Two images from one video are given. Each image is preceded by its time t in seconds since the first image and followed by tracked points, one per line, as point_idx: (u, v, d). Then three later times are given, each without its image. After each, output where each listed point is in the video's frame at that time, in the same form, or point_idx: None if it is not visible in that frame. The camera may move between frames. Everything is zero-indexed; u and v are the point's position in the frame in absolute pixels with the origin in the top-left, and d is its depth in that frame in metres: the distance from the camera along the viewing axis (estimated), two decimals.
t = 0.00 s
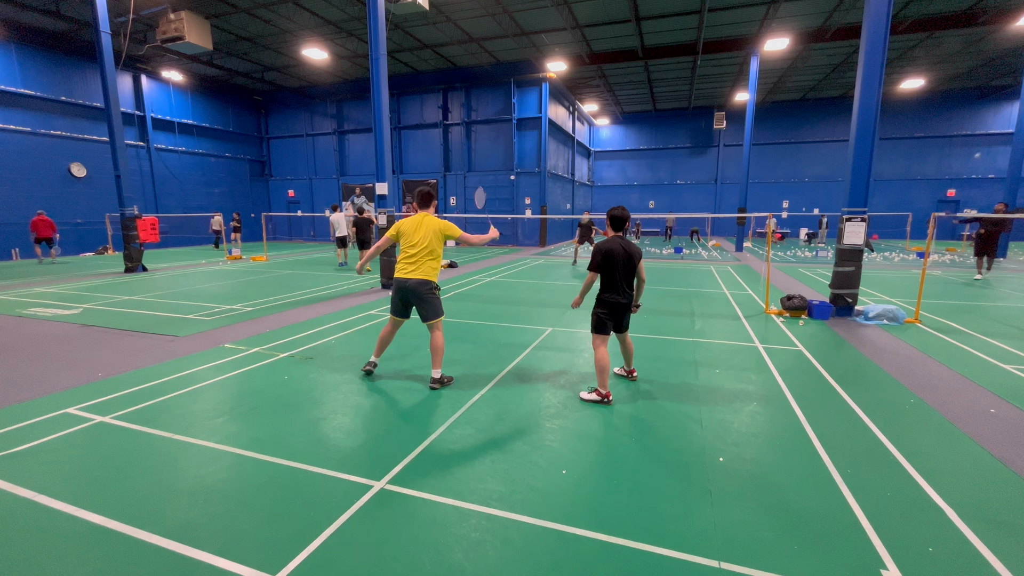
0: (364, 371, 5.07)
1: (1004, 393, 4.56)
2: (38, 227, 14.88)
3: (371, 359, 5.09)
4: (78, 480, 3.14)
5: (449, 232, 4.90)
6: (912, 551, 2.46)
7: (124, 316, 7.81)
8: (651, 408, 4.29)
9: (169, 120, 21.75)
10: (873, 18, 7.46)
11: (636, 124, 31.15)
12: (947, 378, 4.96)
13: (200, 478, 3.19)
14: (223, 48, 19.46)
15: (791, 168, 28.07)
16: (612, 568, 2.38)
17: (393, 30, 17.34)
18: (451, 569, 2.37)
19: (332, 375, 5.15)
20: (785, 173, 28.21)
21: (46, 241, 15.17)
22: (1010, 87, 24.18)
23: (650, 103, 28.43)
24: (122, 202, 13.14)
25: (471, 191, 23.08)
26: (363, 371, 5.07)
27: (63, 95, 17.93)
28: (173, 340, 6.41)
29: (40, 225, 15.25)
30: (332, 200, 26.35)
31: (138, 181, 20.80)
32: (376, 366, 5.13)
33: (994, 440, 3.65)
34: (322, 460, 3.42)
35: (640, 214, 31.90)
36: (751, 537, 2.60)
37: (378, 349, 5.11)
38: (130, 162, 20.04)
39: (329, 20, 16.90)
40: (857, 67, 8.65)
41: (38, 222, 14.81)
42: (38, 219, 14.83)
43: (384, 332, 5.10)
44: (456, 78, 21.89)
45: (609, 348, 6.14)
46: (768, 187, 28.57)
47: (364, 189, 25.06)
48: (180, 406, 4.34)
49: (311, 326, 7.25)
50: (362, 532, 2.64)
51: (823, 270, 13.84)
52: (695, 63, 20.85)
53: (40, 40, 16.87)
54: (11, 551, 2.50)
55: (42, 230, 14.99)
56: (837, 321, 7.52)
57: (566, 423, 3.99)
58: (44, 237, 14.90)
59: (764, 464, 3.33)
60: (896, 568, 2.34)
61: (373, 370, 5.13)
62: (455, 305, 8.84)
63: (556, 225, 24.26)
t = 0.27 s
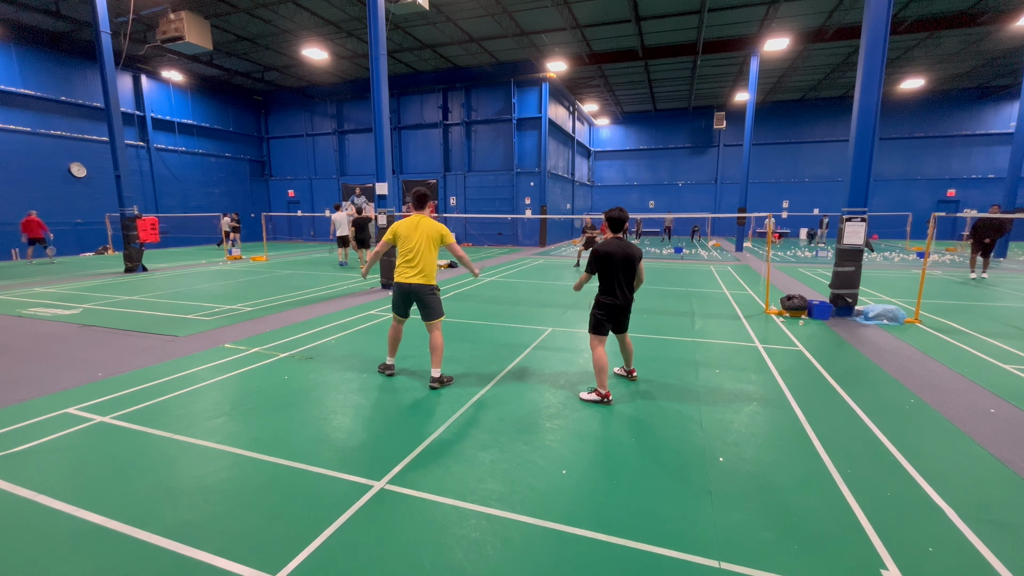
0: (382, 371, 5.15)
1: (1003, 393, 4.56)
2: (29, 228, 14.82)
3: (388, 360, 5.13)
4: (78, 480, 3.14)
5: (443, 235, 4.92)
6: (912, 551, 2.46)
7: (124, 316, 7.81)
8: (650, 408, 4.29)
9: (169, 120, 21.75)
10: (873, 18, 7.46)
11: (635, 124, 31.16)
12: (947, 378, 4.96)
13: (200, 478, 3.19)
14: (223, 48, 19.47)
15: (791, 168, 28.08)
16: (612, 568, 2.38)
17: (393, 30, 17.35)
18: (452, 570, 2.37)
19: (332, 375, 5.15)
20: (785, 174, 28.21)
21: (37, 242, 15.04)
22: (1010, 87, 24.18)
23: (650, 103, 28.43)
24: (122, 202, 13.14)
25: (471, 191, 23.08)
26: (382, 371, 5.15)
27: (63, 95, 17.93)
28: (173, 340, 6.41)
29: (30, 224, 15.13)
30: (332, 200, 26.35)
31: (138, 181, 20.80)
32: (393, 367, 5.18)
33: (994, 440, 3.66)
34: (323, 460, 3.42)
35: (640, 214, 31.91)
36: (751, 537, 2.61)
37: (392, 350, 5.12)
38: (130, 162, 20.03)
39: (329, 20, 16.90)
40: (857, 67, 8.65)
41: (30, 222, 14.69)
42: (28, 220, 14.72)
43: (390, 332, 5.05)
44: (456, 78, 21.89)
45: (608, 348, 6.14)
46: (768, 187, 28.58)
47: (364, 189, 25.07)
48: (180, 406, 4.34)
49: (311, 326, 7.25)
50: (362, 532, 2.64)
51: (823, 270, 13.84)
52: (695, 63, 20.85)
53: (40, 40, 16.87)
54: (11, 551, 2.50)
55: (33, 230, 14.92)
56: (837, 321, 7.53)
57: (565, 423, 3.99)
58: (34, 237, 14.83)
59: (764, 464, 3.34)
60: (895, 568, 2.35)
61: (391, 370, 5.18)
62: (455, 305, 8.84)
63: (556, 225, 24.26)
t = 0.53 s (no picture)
0: (382, 372, 5.13)
1: (1004, 393, 4.56)
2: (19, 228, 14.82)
3: (388, 361, 5.10)
4: (78, 480, 3.14)
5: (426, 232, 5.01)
6: (912, 551, 2.46)
7: (124, 316, 7.81)
8: (650, 408, 4.29)
9: (169, 120, 21.75)
10: (873, 18, 7.46)
11: (636, 124, 31.15)
12: (947, 378, 4.95)
13: (200, 478, 3.18)
14: (223, 48, 19.47)
15: (791, 168, 28.08)
16: (612, 568, 2.38)
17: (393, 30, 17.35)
18: (451, 569, 2.37)
19: (332, 375, 5.15)
20: (785, 174, 28.21)
21: (26, 241, 15.01)
22: (1010, 87, 24.17)
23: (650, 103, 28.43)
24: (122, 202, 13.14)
25: (471, 191, 23.08)
26: (382, 372, 5.12)
27: (63, 95, 17.93)
28: (173, 340, 6.41)
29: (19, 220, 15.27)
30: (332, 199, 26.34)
31: (138, 181, 20.80)
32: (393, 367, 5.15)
33: (994, 440, 3.65)
34: (322, 460, 3.41)
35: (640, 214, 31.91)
36: (751, 537, 2.61)
37: (391, 351, 5.08)
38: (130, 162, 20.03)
39: (329, 20, 16.90)
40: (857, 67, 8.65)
41: (21, 223, 14.69)
42: (20, 220, 14.73)
43: (389, 333, 5.02)
44: (456, 78, 21.89)
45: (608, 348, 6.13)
46: (768, 187, 28.57)
47: (364, 189, 25.08)
48: (180, 406, 4.34)
49: (311, 326, 7.25)
50: (362, 532, 2.64)
51: (823, 270, 13.84)
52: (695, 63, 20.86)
53: (40, 40, 16.87)
54: (11, 551, 2.49)
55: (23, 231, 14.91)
56: (837, 321, 7.52)
57: (565, 423, 3.99)
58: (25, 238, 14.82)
59: (764, 464, 3.34)
60: (895, 568, 2.34)
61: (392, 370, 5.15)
62: (455, 305, 8.84)
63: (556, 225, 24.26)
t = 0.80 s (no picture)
0: (382, 371, 5.14)
1: (1004, 393, 4.56)
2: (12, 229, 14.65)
3: (388, 360, 5.13)
4: (78, 480, 3.14)
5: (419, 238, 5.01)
6: (912, 551, 2.46)
7: (125, 316, 7.81)
8: (650, 408, 4.29)
9: (169, 120, 21.75)
10: (873, 18, 7.46)
11: (636, 124, 31.15)
12: (948, 378, 4.95)
13: (200, 478, 3.18)
14: (223, 48, 19.47)
15: (791, 168, 28.09)
16: (612, 569, 2.37)
17: (393, 30, 17.35)
18: (451, 569, 2.37)
19: (332, 375, 5.15)
20: (785, 173, 28.21)
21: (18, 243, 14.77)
22: (1010, 87, 24.17)
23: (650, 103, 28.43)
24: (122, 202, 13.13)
25: (471, 191, 23.08)
26: (382, 370, 5.13)
27: (63, 95, 17.93)
28: (173, 340, 6.41)
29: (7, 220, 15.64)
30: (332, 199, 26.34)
31: (138, 181, 20.80)
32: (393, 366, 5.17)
33: (994, 440, 3.65)
34: (322, 460, 3.41)
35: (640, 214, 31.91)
36: (751, 537, 2.61)
37: (391, 349, 5.12)
38: (130, 162, 20.04)
39: (329, 20, 16.90)
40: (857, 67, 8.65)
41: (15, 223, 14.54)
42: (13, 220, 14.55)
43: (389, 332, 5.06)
44: (456, 78, 21.89)
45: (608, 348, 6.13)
46: (768, 187, 28.57)
47: (364, 189, 25.09)
48: (180, 406, 4.34)
49: (311, 326, 7.25)
50: (362, 532, 2.64)
51: (823, 270, 13.83)
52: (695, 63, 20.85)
53: (40, 40, 16.87)
54: (11, 551, 2.49)
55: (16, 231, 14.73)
56: (837, 321, 7.52)
57: (566, 423, 3.99)
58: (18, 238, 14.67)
59: (764, 464, 3.34)
60: (895, 568, 2.34)
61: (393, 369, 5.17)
62: (455, 304, 8.84)
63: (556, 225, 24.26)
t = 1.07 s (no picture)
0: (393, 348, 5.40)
1: (1003, 393, 4.56)
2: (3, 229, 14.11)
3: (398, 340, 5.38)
4: (78, 480, 3.14)
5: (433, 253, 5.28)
6: (912, 551, 2.46)
7: (125, 316, 7.81)
8: (650, 408, 4.29)
9: (169, 120, 21.75)
10: (873, 18, 7.46)
11: (636, 124, 31.15)
12: (947, 378, 4.95)
13: (200, 478, 3.18)
14: (223, 48, 19.47)
15: (790, 168, 28.09)
16: (612, 569, 2.37)
17: (393, 30, 17.35)
18: (452, 569, 2.37)
19: (332, 375, 5.14)
20: (785, 173, 28.21)
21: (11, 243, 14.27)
22: (1010, 87, 24.17)
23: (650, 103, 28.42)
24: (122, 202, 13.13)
25: (471, 190, 23.08)
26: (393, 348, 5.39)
27: (63, 95, 17.93)
28: (173, 340, 6.41)
29: None
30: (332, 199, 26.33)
31: (138, 181, 20.80)
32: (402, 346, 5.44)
33: (994, 440, 3.66)
34: (322, 460, 3.41)
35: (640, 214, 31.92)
36: (751, 537, 2.61)
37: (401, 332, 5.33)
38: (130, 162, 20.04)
39: (329, 20, 16.90)
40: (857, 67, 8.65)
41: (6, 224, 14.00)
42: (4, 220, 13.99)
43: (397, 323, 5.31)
44: (456, 78, 21.89)
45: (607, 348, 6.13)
46: (768, 187, 28.58)
47: (364, 189, 25.09)
48: (180, 406, 4.34)
49: (311, 326, 7.25)
50: (362, 532, 2.64)
51: (823, 270, 13.84)
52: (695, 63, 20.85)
53: (40, 40, 16.87)
54: (11, 551, 2.49)
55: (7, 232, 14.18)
56: (837, 321, 7.52)
57: (565, 423, 3.99)
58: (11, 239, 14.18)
59: (764, 464, 3.34)
60: (895, 568, 2.34)
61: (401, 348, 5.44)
62: (455, 304, 8.84)
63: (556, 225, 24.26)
